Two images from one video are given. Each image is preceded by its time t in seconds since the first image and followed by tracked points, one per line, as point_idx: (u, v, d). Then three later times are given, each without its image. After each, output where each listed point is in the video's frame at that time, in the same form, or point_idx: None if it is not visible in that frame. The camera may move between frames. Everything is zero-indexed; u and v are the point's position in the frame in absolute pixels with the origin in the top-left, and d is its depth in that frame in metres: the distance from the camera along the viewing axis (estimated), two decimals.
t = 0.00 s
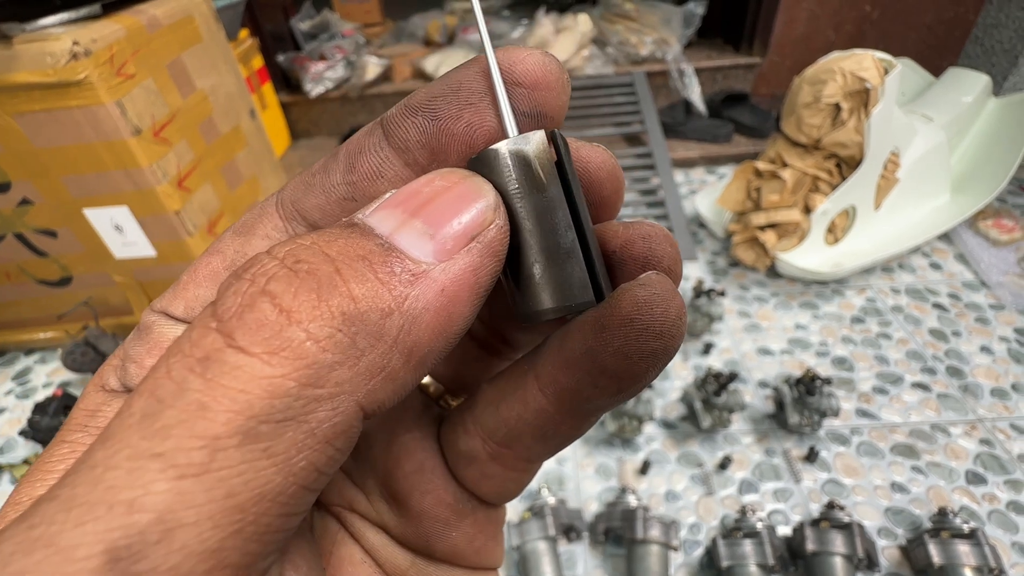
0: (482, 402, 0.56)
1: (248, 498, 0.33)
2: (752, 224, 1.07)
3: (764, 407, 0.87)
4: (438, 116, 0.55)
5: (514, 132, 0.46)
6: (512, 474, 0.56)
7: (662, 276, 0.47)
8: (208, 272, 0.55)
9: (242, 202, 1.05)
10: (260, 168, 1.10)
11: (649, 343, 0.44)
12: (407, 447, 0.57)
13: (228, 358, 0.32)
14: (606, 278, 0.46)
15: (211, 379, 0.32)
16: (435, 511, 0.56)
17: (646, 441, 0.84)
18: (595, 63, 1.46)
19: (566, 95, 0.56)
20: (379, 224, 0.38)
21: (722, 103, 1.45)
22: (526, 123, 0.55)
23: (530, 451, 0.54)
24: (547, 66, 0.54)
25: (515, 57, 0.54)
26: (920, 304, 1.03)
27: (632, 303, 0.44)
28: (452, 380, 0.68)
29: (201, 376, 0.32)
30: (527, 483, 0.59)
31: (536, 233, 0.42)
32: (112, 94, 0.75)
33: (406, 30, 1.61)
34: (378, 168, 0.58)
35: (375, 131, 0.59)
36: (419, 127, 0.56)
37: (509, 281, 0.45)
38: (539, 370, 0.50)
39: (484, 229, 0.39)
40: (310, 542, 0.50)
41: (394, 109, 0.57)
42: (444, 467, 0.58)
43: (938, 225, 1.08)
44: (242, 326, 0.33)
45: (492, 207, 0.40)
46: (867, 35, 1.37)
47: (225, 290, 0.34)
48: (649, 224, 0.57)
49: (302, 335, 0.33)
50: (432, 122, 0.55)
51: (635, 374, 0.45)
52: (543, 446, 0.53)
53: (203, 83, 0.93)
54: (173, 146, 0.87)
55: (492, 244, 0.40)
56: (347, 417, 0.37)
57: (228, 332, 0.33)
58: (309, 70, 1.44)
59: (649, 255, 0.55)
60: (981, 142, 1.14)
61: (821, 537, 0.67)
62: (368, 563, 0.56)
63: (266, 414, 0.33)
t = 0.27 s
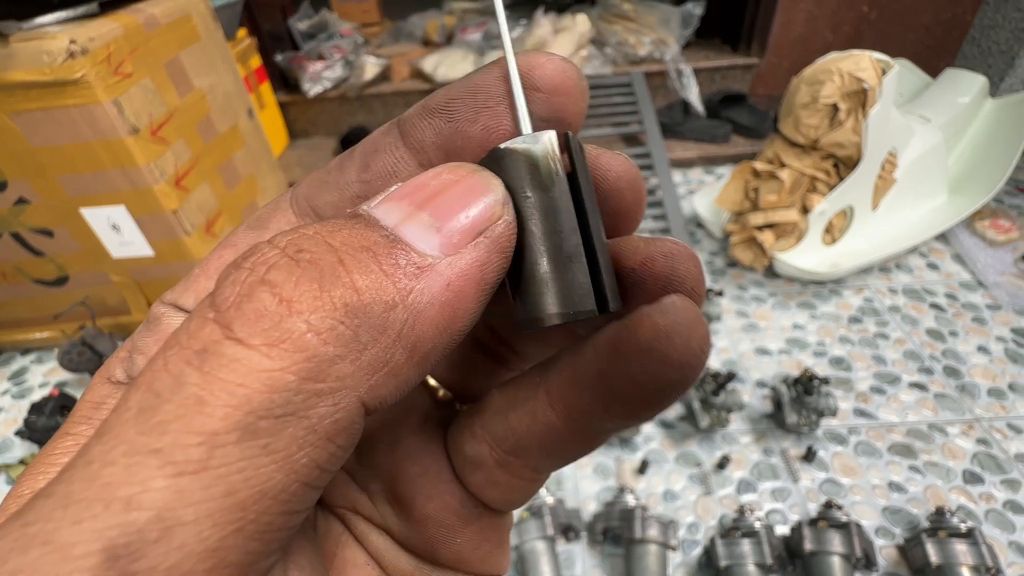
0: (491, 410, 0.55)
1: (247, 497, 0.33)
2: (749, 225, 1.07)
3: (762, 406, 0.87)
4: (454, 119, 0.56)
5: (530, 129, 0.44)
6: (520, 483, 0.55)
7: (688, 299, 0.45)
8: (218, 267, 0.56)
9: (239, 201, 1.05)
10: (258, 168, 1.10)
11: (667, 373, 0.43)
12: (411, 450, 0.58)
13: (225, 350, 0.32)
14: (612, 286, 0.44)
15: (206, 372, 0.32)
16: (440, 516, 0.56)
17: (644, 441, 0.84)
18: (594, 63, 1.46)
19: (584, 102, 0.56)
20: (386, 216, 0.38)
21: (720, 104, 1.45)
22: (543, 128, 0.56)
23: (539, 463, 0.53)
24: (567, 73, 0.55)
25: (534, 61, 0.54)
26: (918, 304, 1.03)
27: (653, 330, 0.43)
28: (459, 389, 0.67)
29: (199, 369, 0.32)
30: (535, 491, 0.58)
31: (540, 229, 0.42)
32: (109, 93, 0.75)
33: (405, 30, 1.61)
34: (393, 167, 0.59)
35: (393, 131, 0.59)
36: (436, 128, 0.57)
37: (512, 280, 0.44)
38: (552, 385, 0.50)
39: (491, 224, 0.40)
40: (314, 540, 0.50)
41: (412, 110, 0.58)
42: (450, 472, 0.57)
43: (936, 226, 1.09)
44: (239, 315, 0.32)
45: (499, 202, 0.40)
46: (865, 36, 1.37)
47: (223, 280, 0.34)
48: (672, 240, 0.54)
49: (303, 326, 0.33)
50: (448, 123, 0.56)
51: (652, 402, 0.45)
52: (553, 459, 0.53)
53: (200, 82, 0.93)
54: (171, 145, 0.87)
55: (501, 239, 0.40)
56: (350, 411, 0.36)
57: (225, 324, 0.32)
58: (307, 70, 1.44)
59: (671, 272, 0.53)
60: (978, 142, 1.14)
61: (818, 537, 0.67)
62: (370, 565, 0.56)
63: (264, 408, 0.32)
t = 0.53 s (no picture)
0: (507, 412, 0.56)
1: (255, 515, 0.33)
2: (748, 224, 1.07)
3: (759, 406, 0.87)
4: (464, 127, 0.54)
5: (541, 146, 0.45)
6: (531, 489, 0.56)
7: (716, 311, 0.45)
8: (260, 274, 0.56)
9: (236, 200, 1.05)
10: (255, 167, 1.10)
11: (688, 385, 0.43)
12: (423, 451, 0.58)
13: (231, 358, 0.32)
14: (627, 296, 0.44)
15: (212, 384, 0.32)
16: (451, 519, 0.56)
17: (640, 439, 0.84)
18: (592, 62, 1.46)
19: (597, 111, 0.54)
20: (401, 225, 0.38)
21: (718, 103, 1.45)
22: (554, 139, 0.54)
23: (552, 469, 0.53)
24: (580, 79, 0.52)
25: (546, 68, 0.52)
26: (915, 303, 1.03)
27: (677, 338, 0.43)
28: (469, 391, 0.68)
29: (204, 379, 0.32)
30: (545, 498, 0.58)
31: (555, 244, 0.42)
32: (105, 91, 0.75)
33: (403, 29, 1.61)
34: (402, 173, 0.57)
35: (403, 134, 0.58)
36: (445, 135, 0.55)
37: (531, 289, 0.44)
38: (569, 389, 0.51)
39: (505, 245, 0.40)
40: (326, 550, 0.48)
41: (421, 115, 0.57)
42: (462, 476, 0.58)
43: (933, 225, 1.09)
44: (246, 321, 0.32)
45: (512, 223, 0.40)
46: (863, 36, 1.38)
47: (227, 278, 0.33)
48: (697, 239, 0.53)
49: (313, 333, 0.32)
50: (458, 131, 0.54)
51: (671, 412, 0.44)
52: (567, 466, 0.53)
53: (197, 80, 0.93)
54: (167, 144, 0.86)
55: (513, 259, 0.40)
56: (359, 422, 0.36)
57: (230, 329, 0.32)
58: (305, 69, 1.43)
59: (699, 272, 0.52)
60: (975, 142, 1.14)
61: (815, 536, 0.67)
62: (379, 568, 0.54)
63: (274, 421, 0.32)
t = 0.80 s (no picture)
0: (508, 415, 0.56)
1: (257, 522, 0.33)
2: (746, 224, 1.07)
3: (757, 406, 0.88)
4: (468, 139, 0.54)
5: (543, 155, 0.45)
6: (535, 488, 0.56)
7: (707, 301, 0.47)
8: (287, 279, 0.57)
9: (235, 199, 1.04)
10: (254, 167, 1.10)
11: (691, 370, 0.44)
12: (427, 455, 0.58)
13: (241, 375, 0.32)
14: (632, 300, 0.45)
15: (223, 399, 0.32)
16: (456, 522, 0.56)
17: (638, 440, 0.84)
18: (591, 62, 1.46)
19: (598, 129, 0.54)
20: (410, 232, 0.38)
21: (717, 104, 1.45)
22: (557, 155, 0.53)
23: (556, 466, 0.54)
24: (583, 96, 0.52)
25: (546, 85, 0.52)
26: (913, 303, 1.04)
27: (676, 327, 0.44)
28: (474, 394, 0.68)
29: (213, 396, 0.32)
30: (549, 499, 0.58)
31: (564, 253, 0.42)
32: (103, 90, 0.75)
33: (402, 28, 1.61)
34: (408, 183, 0.57)
35: (409, 146, 0.58)
36: (449, 147, 0.55)
37: (541, 299, 0.45)
38: (572, 387, 0.51)
39: (516, 247, 0.39)
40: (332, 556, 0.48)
41: (427, 126, 0.57)
42: (466, 478, 0.58)
43: (931, 226, 1.09)
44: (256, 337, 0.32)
45: (523, 224, 0.40)
46: (861, 37, 1.38)
47: (237, 295, 0.34)
48: (694, 237, 0.53)
49: (322, 349, 0.32)
50: (460, 143, 0.54)
51: (675, 399, 0.45)
52: (569, 463, 0.53)
53: (195, 79, 0.93)
54: (165, 143, 0.86)
55: (524, 262, 0.40)
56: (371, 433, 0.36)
57: (240, 346, 0.32)
58: (304, 69, 1.43)
59: (694, 266, 0.52)
60: (974, 143, 1.14)
61: (813, 536, 0.68)
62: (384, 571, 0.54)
63: (284, 438, 0.32)
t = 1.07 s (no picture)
0: (509, 408, 0.55)
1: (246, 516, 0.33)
2: (747, 222, 1.07)
3: (758, 405, 0.87)
4: (457, 127, 0.53)
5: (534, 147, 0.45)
6: (533, 484, 0.55)
7: (717, 289, 0.46)
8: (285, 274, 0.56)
9: (233, 197, 1.04)
10: (252, 165, 1.09)
11: (699, 362, 0.43)
12: (424, 452, 0.58)
13: (223, 349, 0.31)
14: (635, 288, 0.44)
15: (203, 376, 0.31)
16: (453, 519, 0.55)
17: (639, 439, 0.84)
18: (591, 60, 1.45)
19: (593, 119, 0.53)
20: (408, 211, 0.37)
21: (717, 102, 1.45)
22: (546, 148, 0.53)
23: (556, 461, 0.53)
24: (576, 84, 0.52)
25: (541, 75, 0.51)
26: (913, 302, 1.04)
27: (684, 317, 0.43)
28: (471, 388, 0.68)
29: (193, 371, 0.31)
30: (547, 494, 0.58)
31: (559, 237, 0.41)
32: (100, 87, 0.74)
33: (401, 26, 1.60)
34: (398, 169, 0.57)
35: (400, 130, 0.57)
36: (438, 133, 0.54)
37: (537, 286, 0.44)
38: (575, 379, 0.50)
39: (516, 231, 0.39)
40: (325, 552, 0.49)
41: (418, 111, 0.56)
42: (463, 474, 0.57)
43: (931, 225, 1.09)
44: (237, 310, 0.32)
45: (524, 208, 0.39)
46: (861, 36, 1.37)
47: (222, 262, 0.33)
48: (701, 225, 0.53)
49: (312, 321, 0.32)
50: (449, 129, 0.54)
51: (682, 391, 0.44)
52: (571, 458, 0.53)
53: (194, 77, 0.92)
54: (163, 141, 0.86)
55: (525, 246, 0.39)
56: (359, 416, 0.36)
57: (223, 316, 0.32)
58: (302, 66, 1.43)
59: (701, 257, 0.52)
60: (973, 142, 1.14)
61: (814, 535, 0.67)
62: (380, 568, 0.54)
63: (267, 418, 0.32)
